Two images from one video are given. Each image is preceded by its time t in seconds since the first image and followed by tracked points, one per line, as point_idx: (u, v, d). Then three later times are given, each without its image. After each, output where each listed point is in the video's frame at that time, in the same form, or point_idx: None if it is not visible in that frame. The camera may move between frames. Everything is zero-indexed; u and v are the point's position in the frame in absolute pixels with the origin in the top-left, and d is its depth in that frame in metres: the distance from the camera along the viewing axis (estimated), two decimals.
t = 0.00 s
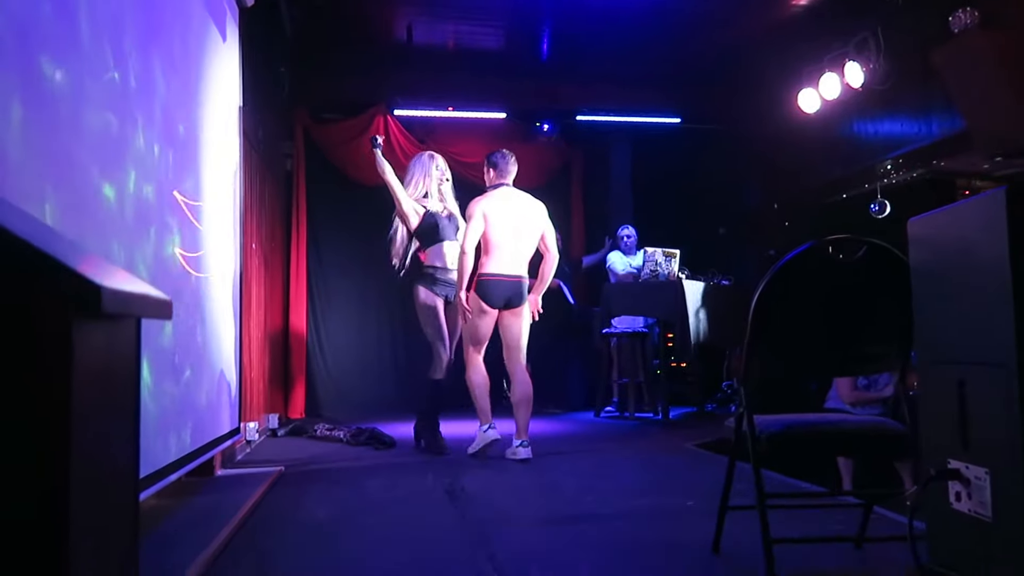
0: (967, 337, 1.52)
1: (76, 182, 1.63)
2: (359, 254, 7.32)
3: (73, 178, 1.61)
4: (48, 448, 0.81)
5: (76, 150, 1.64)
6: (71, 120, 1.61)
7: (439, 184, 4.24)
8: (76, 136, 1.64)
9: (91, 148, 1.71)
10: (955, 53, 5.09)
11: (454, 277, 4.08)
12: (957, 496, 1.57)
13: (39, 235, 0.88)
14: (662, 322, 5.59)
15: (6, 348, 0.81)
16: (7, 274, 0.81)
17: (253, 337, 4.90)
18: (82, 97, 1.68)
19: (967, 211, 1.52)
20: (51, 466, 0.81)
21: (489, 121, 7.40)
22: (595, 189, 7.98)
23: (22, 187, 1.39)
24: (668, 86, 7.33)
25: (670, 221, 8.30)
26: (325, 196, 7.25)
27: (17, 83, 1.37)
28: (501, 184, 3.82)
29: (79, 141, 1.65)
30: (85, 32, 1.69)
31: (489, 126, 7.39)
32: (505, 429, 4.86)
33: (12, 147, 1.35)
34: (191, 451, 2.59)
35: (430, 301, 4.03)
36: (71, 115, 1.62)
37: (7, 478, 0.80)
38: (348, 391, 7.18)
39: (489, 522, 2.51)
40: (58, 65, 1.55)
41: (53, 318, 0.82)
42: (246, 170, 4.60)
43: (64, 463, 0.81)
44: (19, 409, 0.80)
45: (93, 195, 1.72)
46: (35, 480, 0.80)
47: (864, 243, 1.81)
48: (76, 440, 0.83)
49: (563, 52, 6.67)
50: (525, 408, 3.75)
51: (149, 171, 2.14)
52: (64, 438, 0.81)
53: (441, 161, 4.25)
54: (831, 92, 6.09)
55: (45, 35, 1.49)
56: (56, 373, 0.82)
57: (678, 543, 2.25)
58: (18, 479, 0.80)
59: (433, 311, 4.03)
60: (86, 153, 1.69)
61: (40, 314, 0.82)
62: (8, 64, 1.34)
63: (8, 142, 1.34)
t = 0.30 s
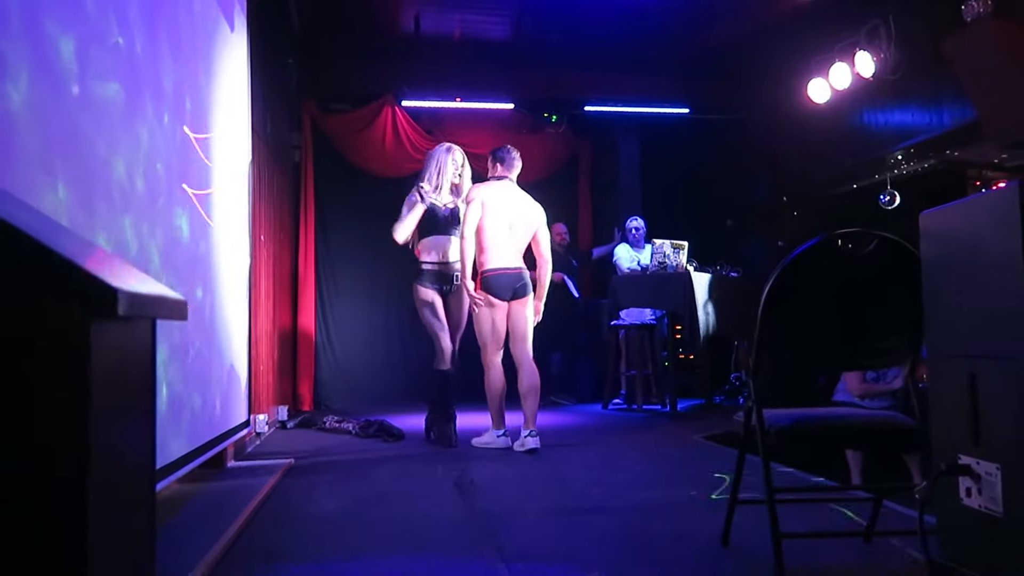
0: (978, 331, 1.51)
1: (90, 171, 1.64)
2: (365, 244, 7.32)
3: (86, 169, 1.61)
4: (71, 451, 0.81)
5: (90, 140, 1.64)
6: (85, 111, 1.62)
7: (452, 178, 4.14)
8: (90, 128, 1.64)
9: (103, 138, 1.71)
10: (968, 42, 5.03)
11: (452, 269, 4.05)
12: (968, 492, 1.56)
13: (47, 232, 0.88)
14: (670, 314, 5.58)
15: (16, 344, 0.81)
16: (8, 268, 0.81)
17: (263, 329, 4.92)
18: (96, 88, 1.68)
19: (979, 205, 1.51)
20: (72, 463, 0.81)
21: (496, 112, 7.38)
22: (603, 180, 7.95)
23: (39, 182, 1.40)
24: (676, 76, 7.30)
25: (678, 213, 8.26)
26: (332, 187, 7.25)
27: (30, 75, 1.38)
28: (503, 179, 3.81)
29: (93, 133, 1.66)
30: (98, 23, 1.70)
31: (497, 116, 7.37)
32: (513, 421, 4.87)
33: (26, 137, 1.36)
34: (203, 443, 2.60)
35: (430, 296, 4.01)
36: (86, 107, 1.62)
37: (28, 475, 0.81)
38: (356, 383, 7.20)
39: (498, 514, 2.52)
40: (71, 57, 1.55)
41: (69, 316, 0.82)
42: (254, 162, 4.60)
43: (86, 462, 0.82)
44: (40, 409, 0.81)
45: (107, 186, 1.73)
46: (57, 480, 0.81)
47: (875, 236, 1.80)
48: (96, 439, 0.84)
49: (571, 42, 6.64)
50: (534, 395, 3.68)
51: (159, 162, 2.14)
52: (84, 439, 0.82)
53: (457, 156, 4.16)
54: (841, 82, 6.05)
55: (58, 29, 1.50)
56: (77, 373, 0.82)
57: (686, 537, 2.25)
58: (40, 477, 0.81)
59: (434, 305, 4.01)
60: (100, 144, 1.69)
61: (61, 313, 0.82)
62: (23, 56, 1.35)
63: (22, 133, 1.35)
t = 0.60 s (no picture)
0: (984, 337, 1.51)
1: (97, 170, 1.65)
2: (371, 249, 7.33)
3: (92, 167, 1.62)
4: (74, 458, 0.82)
5: (96, 139, 1.65)
6: (91, 111, 1.63)
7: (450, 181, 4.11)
8: (96, 126, 1.65)
9: (109, 137, 1.73)
10: (972, 47, 5.03)
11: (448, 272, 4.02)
12: (973, 499, 1.55)
13: (52, 238, 0.88)
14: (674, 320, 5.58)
15: (23, 347, 0.81)
16: (8, 269, 0.82)
17: (268, 334, 4.93)
18: (103, 88, 1.69)
19: (984, 211, 1.51)
20: (75, 469, 0.82)
21: (501, 117, 7.40)
22: (608, 185, 7.95)
23: (45, 185, 1.41)
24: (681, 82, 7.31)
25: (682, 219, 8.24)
26: (338, 192, 7.27)
27: (39, 79, 1.40)
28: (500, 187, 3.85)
29: (99, 133, 1.67)
30: (105, 24, 1.71)
31: (501, 122, 7.39)
32: (517, 427, 4.87)
33: (30, 141, 1.36)
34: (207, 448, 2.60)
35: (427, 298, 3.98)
36: (93, 107, 1.63)
37: (31, 481, 0.81)
38: (361, 388, 7.20)
39: (502, 520, 2.52)
40: (77, 52, 1.56)
41: (76, 321, 0.83)
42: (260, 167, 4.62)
43: (88, 467, 0.82)
44: (46, 413, 0.81)
45: (112, 185, 1.74)
46: (61, 486, 0.81)
47: (879, 242, 1.80)
48: (100, 444, 0.84)
49: (576, 48, 6.66)
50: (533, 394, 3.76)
51: (166, 166, 2.15)
52: (87, 444, 0.82)
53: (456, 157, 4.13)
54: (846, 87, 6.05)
55: (65, 30, 1.51)
56: (81, 378, 0.82)
57: (690, 543, 2.24)
58: (44, 482, 0.81)
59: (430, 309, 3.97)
60: (106, 144, 1.70)
61: (65, 318, 0.82)
62: (30, 60, 1.36)
63: (27, 138, 1.35)
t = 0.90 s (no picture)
0: (982, 336, 1.51)
1: (98, 172, 1.65)
2: (370, 253, 7.33)
3: (93, 167, 1.63)
4: (72, 456, 0.81)
5: (97, 141, 1.65)
6: (92, 112, 1.64)
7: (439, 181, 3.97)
8: (97, 128, 1.66)
9: (110, 139, 1.73)
10: (970, 49, 5.03)
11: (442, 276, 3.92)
12: (973, 499, 1.55)
13: (51, 236, 0.88)
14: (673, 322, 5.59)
15: (18, 343, 0.81)
16: (7, 265, 0.81)
17: (267, 338, 4.93)
18: (103, 90, 1.70)
19: (982, 211, 1.51)
20: (74, 467, 0.81)
21: (500, 121, 7.41)
22: (607, 188, 7.96)
23: (48, 186, 1.43)
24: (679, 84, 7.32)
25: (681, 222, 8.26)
26: (337, 195, 7.28)
27: (41, 80, 1.41)
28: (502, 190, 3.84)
29: (100, 135, 1.67)
30: (106, 26, 1.72)
31: (500, 126, 7.40)
32: (516, 430, 4.88)
33: (32, 142, 1.37)
34: (206, 450, 2.59)
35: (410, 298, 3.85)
36: (94, 108, 1.64)
37: (29, 480, 0.81)
38: (361, 392, 7.20)
39: (501, 522, 2.52)
40: (76, 42, 1.56)
41: (76, 317, 0.83)
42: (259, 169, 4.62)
43: (87, 464, 0.82)
44: (44, 411, 0.81)
45: (113, 187, 1.74)
46: (59, 485, 0.81)
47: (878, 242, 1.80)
48: (98, 442, 0.84)
49: (575, 51, 6.68)
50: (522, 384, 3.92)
51: (166, 168, 2.16)
52: (85, 443, 0.82)
53: (445, 156, 3.99)
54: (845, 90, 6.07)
55: (67, 33, 1.52)
56: (80, 380, 0.82)
57: (689, 545, 2.24)
58: (42, 480, 0.81)
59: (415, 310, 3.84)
60: (107, 146, 1.71)
61: (64, 314, 0.83)
62: (31, 63, 1.37)
63: (27, 138, 1.36)
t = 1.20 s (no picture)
0: (982, 334, 1.51)
1: (97, 171, 1.65)
2: (368, 247, 7.33)
3: (91, 161, 1.62)
4: (73, 450, 0.81)
5: (95, 138, 1.64)
6: (91, 109, 1.62)
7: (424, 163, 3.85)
8: (95, 123, 1.65)
9: (109, 135, 1.72)
10: (969, 49, 5.03)
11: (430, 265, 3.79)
12: (971, 496, 1.55)
13: (49, 225, 0.87)
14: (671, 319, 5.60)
15: (18, 336, 0.80)
16: (5, 256, 0.80)
17: (264, 331, 4.93)
18: (101, 87, 1.69)
19: (981, 208, 1.52)
20: (73, 462, 0.81)
21: (498, 117, 7.40)
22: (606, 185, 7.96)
23: (46, 180, 1.42)
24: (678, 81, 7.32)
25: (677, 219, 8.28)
26: (336, 190, 7.26)
27: (39, 77, 1.40)
28: (510, 188, 3.89)
29: (99, 131, 1.66)
30: (104, 21, 1.71)
31: (499, 122, 7.39)
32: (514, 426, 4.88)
33: (29, 135, 1.36)
34: (204, 444, 2.59)
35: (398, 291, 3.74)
36: (92, 106, 1.63)
37: (30, 474, 0.80)
38: (357, 387, 7.20)
39: (499, 518, 2.52)
40: (75, 27, 1.56)
41: (76, 311, 0.82)
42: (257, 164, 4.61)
43: (87, 459, 0.81)
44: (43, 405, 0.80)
45: (111, 184, 1.73)
46: (60, 477, 0.80)
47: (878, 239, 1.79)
48: (100, 437, 0.83)
49: (574, 47, 6.68)
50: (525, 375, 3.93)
51: (164, 162, 2.15)
52: (86, 438, 0.81)
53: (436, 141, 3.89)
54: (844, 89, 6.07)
55: (66, 30, 1.51)
56: (81, 375, 0.81)
57: (687, 542, 2.24)
58: (43, 474, 0.80)
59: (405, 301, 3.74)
60: (105, 143, 1.70)
61: (66, 308, 0.82)
62: (29, 54, 1.36)
63: (26, 130, 1.35)
